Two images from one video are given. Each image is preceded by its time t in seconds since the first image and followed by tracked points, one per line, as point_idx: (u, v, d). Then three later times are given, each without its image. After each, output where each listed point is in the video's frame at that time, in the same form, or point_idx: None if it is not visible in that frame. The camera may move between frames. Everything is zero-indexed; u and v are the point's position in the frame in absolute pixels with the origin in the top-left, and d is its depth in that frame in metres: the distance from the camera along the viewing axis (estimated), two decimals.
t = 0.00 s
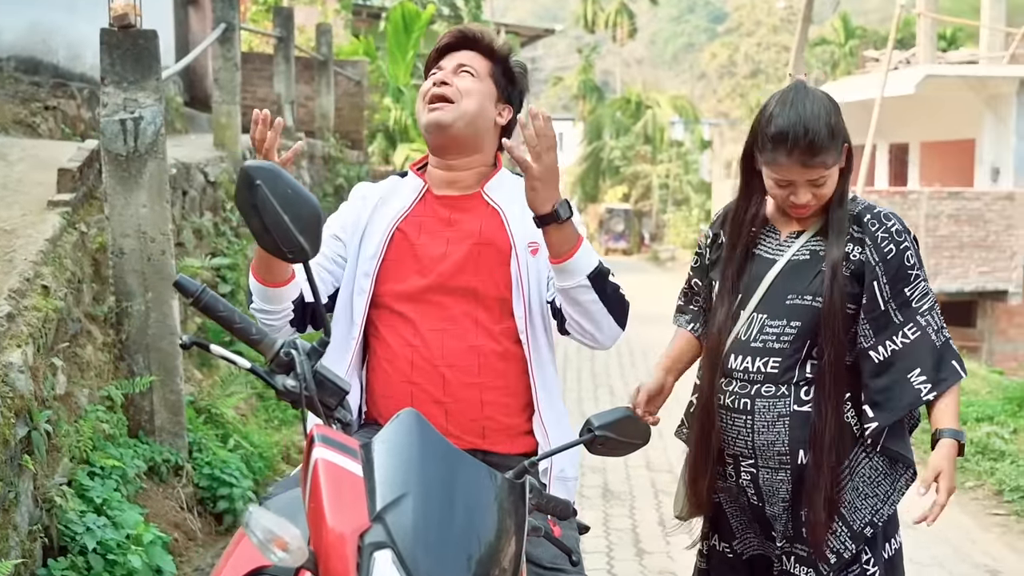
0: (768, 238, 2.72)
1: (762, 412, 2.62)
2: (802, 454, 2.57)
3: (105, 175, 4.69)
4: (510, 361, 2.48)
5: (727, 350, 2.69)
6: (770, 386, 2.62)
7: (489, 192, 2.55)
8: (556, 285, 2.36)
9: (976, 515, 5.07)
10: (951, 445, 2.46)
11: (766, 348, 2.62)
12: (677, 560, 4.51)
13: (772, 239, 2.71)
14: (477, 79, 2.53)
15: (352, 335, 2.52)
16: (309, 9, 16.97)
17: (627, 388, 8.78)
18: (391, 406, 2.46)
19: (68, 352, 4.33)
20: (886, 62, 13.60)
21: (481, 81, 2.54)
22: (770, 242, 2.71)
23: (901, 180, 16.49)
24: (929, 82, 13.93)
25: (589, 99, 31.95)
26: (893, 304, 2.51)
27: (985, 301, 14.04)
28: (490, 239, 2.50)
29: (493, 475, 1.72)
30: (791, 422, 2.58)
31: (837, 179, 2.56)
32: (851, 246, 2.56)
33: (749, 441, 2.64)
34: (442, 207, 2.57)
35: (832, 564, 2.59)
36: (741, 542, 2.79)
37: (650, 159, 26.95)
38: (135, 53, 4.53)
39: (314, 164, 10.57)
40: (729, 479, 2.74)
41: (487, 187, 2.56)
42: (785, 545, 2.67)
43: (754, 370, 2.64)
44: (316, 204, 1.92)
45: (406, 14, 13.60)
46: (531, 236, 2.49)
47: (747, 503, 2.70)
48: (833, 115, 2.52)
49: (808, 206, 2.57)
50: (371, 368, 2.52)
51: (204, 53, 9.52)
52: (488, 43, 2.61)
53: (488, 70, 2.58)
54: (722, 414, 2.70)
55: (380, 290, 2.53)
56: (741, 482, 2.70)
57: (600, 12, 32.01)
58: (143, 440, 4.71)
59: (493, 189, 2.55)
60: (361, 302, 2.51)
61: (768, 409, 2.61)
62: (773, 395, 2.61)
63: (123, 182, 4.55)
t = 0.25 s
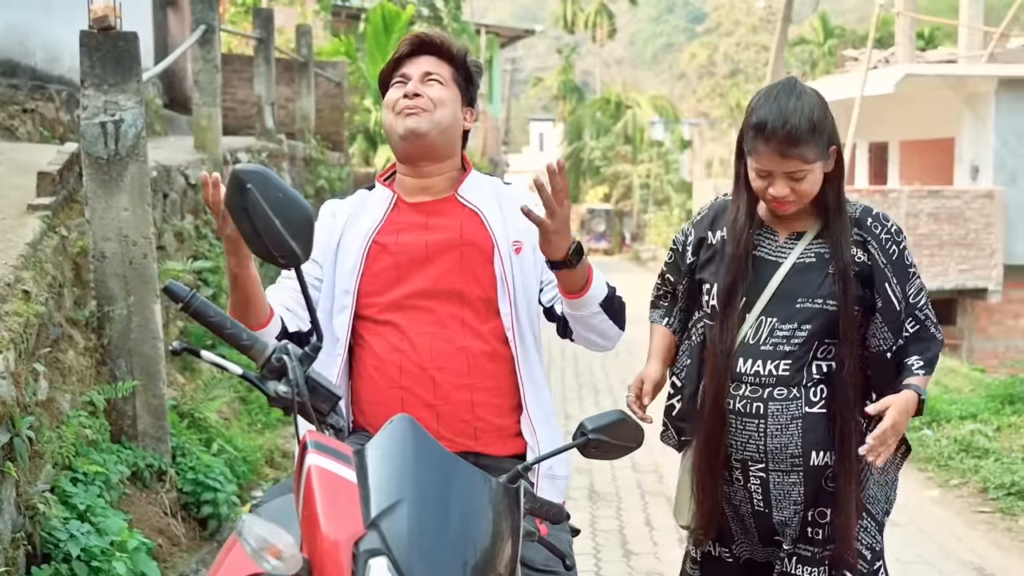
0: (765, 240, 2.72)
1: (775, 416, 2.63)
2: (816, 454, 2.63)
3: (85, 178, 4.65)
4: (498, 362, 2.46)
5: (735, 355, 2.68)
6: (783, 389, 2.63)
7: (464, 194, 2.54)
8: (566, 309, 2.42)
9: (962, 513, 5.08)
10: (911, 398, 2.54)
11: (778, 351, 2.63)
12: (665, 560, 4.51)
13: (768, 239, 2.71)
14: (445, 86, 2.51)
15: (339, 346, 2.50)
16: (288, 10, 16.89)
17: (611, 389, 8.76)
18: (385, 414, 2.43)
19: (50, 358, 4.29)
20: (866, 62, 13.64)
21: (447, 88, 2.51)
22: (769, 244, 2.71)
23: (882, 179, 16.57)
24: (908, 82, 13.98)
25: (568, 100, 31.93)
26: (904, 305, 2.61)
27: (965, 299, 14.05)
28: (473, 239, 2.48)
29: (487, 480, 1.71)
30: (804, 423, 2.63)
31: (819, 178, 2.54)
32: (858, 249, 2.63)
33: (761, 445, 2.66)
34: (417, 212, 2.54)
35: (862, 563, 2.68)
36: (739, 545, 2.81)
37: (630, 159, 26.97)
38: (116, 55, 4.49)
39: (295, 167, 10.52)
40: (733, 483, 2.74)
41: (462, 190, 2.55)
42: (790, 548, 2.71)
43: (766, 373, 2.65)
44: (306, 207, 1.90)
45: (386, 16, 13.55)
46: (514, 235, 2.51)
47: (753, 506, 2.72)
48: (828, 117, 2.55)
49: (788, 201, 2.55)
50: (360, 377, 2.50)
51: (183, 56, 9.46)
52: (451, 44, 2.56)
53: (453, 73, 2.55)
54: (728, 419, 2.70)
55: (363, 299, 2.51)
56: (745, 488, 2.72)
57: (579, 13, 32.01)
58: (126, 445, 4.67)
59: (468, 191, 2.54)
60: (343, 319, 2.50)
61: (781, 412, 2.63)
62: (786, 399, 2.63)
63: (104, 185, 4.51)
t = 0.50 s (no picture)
0: (750, 239, 2.72)
1: (757, 419, 2.64)
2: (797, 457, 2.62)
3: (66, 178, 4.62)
4: (490, 364, 2.45)
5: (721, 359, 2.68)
6: (763, 391, 2.63)
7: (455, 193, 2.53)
8: (568, 309, 2.44)
9: (947, 511, 5.10)
10: (853, 380, 2.51)
11: (758, 352, 2.63)
12: (652, 561, 4.50)
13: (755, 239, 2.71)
14: (437, 82, 2.49)
15: (326, 345, 2.48)
16: (268, 10, 16.82)
17: (596, 389, 8.75)
18: (374, 416, 2.41)
19: (31, 360, 4.25)
20: (847, 62, 13.68)
21: (438, 84, 2.49)
22: (751, 243, 2.72)
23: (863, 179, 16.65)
24: (889, 82, 14.04)
25: (550, 100, 31.91)
26: (886, 304, 2.59)
27: (946, 298, 14.07)
28: (465, 239, 2.48)
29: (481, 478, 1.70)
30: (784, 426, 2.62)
31: (756, 132, 2.66)
32: (837, 245, 2.62)
33: (743, 446, 2.66)
34: (409, 212, 2.53)
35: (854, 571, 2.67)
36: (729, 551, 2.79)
37: (612, 159, 27.01)
38: (98, 54, 4.45)
39: (277, 167, 10.46)
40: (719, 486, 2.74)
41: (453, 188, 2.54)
42: (778, 550, 2.67)
43: (747, 376, 2.65)
44: (298, 205, 1.88)
45: (368, 16, 13.51)
46: (506, 235, 2.51)
47: (738, 508, 2.71)
48: (794, 100, 2.67)
49: (725, 151, 2.71)
50: (348, 376, 2.47)
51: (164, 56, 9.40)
52: (449, 44, 2.55)
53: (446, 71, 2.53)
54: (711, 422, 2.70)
55: (352, 299, 2.48)
56: (733, 489, 2.72)
57: (561, 13, 32.00)
58: (109, 448, 4.63)
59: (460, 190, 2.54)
60: (331, 319, 2.47)
61: (762, 414, 2.63)
62: (767, 402, 2.63)
63: (87, 186, 4.48)
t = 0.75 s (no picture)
0: (738, 237, 2.77)
1: (724, 413, 2.68)
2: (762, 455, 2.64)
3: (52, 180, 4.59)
4: (491, 367, 2.45)
5: (695, 353, 2.76)
6: (732, 387, 2.67)
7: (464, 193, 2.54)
8: (555, 306, 2.45)
9: (935, 511, 5.11)
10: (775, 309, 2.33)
11: (729, 349, 2.67)
12: (641, 562, 4.49)
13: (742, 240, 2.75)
14: (467, 85, 2.49)
15: (326, 340, 2.46)
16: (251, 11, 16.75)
17: (583, 391, 8.74)
18: (372, 414, 2.41)
19: (17, 362, 4.22)
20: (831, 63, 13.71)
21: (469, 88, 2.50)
22: (739, 241, 2.76)
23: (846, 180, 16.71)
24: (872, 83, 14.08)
25: (534, 102, 31.92)
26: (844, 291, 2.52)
27: (930, 299, 14.14)
28: (472, 240, 2.48)
29: (479, 480, 1.70)
30: (752, 423, 2.64)
31: (755, 127, 2.68)
32: (811, 242, 2.61)
33: (711, 440, 2.71)
34: (418, 209, 2.52)
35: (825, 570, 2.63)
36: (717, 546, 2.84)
37: (596, 161, 27.02)
38: (83, 55, 4.42)
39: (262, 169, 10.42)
40: (698, 479, 2.80)
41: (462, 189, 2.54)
42: (755, 549, 2.70)
43: (717, 371, 2.69)
44: (297, 205, 1.87)
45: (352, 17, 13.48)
46: (512, 239, 2.51)
47: (716, 503, 2.77)
48: (796, 100, 2.70)
49: (725, 146, 2.73)
50: (347, 373, 2.47)
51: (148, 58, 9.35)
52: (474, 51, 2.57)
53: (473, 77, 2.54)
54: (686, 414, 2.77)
55: (355, 296, 2.48)
56: (709, 482, 2.77)
57: (544, 15, 32.01)
58: (95, 451, 4.60)
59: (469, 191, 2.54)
60: (334, 311, 2.47)
61: (729, 410, 2.67)
62: (735, 397, 2.66)
63: (72, 188, 4.45)
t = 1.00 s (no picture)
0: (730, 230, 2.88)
1: (701, 398, 2.74)
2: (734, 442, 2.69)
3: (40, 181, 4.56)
4: (487, 371, 2.45)
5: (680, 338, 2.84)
6: (710, 373, 2.73)
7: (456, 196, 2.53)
8: (556, 324, 2.45)
9: (924, 511, 5.13)
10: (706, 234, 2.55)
11: (711, 335, 2.74)
12: (632, 562, 4.50)
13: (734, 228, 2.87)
14: (436, 81, 2.48)
15: (322, 347, 2.46)
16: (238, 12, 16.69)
17: (572, 392, 8.74)
18: (367, 420, 2.41)
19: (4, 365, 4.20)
20: (818, 65, 13.74)
21: (442, 84, 2.48)
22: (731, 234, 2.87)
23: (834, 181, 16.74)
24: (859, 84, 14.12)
25: (521, 103, 31.93)
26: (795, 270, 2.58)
27: (916, 300, 14.20)
28: (467, 245, 2.48)
29: (480, 482, 1.69)
30: (727, 409, 2.71)
31: (755, 129, 2.73)
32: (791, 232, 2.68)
33: (687, 425, 2.78)
34: (411, 214, 2.52)
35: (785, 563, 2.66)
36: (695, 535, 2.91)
37: (583, 163, 27.04)
38: (71, 56, 4.39)
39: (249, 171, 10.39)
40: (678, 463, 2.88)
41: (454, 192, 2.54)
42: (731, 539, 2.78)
43: (698, 356, 2.76)
44: (296, 207, 1.87)
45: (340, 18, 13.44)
46: (507, 242, 2.50)
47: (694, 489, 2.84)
48: (792, 98, 2.75)
49: (727, 150, 2.77)
50: (343, 380, 2.46)
51: (135, 58, 9.31)
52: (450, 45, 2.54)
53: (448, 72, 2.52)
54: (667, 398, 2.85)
55: (350, 304, 2.47)
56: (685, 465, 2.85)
57: (531, 16, 32.00)
58: (84, 454, 4.58)
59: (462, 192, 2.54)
60: (329, 319, 2.46)
61: (706, 396, 2.73)
62: (712, 382, 2.73)
63: (60, 191, 4.42)
